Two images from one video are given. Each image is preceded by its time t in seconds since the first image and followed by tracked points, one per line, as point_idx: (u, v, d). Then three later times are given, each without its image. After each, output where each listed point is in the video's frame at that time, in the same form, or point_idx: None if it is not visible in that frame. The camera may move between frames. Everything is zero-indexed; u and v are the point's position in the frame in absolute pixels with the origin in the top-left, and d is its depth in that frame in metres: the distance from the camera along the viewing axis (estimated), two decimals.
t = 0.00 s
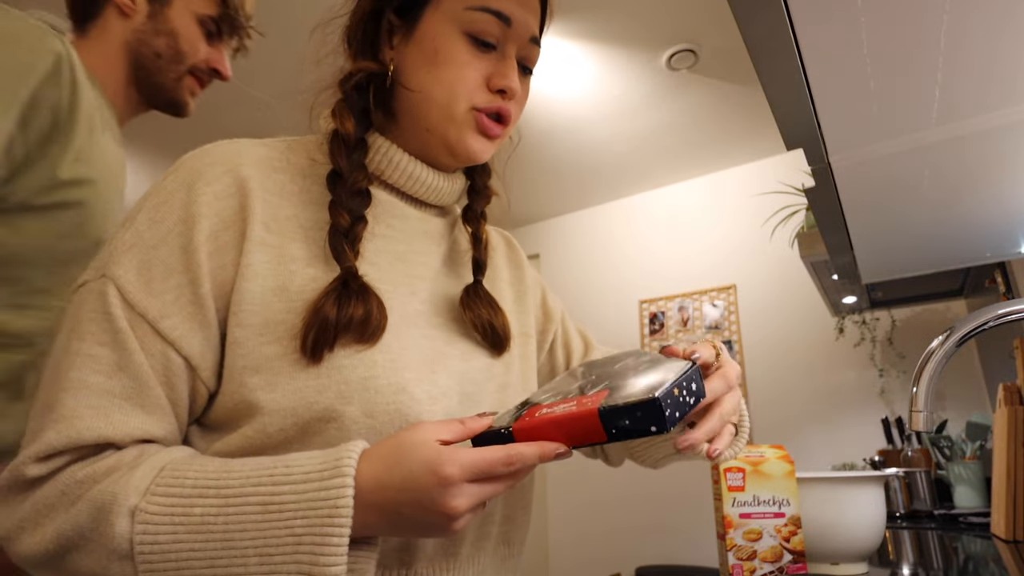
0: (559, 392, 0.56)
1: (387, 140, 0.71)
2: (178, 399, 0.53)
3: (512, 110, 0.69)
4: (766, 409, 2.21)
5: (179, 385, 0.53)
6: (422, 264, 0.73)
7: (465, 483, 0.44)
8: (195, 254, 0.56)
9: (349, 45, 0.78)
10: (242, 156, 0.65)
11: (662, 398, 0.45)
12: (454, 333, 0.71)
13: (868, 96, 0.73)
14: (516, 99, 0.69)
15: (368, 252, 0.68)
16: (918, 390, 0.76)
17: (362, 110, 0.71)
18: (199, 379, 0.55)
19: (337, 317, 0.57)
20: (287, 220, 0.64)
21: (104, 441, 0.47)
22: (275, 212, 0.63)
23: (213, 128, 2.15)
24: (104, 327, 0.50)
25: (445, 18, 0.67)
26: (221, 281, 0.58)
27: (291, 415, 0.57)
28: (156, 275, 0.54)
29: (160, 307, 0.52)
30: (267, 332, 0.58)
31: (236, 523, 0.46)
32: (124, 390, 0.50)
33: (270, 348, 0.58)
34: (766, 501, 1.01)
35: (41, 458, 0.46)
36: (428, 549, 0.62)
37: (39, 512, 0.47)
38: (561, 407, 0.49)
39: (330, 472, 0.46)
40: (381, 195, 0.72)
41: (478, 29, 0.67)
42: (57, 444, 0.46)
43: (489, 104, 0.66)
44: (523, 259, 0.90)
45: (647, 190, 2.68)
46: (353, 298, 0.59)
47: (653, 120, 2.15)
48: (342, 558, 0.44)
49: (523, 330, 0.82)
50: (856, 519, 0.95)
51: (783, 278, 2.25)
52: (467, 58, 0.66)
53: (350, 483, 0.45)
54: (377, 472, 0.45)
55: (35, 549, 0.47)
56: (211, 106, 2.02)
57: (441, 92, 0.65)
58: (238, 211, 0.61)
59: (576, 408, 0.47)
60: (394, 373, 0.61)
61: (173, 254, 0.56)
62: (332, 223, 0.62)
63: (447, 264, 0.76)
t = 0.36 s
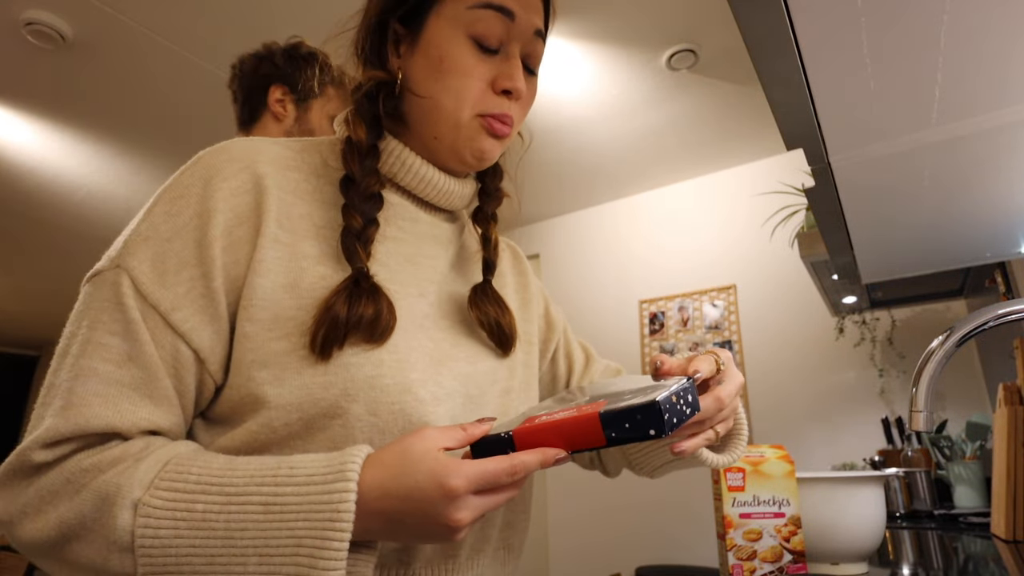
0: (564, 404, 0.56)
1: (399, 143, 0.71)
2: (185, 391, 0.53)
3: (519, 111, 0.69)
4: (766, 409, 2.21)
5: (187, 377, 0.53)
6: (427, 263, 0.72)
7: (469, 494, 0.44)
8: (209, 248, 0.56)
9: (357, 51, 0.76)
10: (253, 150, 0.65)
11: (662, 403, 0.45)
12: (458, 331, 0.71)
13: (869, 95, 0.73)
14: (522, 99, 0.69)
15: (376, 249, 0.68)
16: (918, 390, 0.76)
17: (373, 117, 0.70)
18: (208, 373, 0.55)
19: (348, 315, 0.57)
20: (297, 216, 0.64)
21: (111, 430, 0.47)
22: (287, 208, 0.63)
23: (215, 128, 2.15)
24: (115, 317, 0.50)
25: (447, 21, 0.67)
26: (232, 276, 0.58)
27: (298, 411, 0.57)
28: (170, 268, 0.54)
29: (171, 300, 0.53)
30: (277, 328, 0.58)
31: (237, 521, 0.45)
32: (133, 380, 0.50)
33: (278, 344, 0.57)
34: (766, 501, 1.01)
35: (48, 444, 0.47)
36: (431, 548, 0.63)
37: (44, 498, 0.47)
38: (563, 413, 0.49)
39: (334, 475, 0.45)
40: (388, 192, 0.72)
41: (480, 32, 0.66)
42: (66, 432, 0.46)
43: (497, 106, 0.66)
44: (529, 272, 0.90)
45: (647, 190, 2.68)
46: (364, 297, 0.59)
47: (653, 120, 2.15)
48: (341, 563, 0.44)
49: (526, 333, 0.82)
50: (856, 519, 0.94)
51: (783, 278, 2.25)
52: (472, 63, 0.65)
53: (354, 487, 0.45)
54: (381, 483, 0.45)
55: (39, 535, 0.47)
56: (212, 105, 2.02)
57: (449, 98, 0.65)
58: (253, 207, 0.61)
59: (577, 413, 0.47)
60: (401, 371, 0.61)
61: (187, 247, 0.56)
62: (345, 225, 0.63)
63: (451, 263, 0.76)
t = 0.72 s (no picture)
0: (555, 397, 0.56)
1: (397, 143, 0.71)
2: (183, 392, 0.53)
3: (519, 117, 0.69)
4: (766, 409, 2.21)
5: (184, 379, 0.53)
6: (422, 266, 0.72)
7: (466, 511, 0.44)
8: (205, 250, 0.56)
9: (358, 45, 0.76)
10: (249, 153, 0.65)
11: (659, 420, 0.45)
12: (455, 335, 0.71)
13: (868, 96, 0.73)
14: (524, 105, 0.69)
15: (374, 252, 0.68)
16: (919, 389, 0.76)
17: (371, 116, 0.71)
18: (205, 375, 0.55)
19: (350, 323, 0.57)
20: (294, 219, 0.64)
21: (110, 432, 0.47)
22: (283, 211, 0.63)
23: (215, 128, 2.15)
24: (113, 319, 0.50)
25: (452, 22, 0.67)
26: (228, 279, 0.58)
27: (292, 416, 0.57)
28: (167, 270, 0.54)
29: (167, 302, 0.52)
30: (272, 332, 0.58)
31: (232, 534, 0.46)
32: (131, 383, 0.50)
33: (274, 347, 0.57)
34: (767, 501, 1.01)
35: (47, 446, 0.46)
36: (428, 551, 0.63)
37: (42, 502, 0.47)
38: (555, 416, 0.50)
39: (330, 492, 0.45)
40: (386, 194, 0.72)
41: (485, 35, 0.66)
42: (64, 434, 0.46)
43: (496, 111, 0.66)
44: (531, 270, 0.90)
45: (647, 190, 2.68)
46: (367, 304, 0.59)
47: (653, 120, 2.14)
48: None
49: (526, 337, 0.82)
50: (856, 520, 0.94)
51: (783, 278, 2.25)
52: (474, 65, 0.65)
53: (349, 505, 0.45)
54: (373, 499, 0.45)
55: (36, 537, 0.47)
56: (211, 105, 2.02)
57: (448, 100, 0.65)
58: (248, 210, 0.61)
59: (572, 421, 0.47)
60: (397, 374, 0.61)
61: (184, 249, 0.56)
62: (345, 228, 0.63)
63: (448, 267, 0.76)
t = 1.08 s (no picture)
0: (528, 374, 0.59)
1: (403, 149, 0.71)
2: (179, 389, 0.53)
3: (525, 124, 0.69)
4: (766, 409, 2.20)
5: (179, 375, 0.53)
6: (419, 265, 0.72)
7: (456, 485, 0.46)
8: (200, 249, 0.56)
9: (366, 47, 0.76)
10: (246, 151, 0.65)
11: (640, 379, 0.50)
12: (453, 333, 0.71)
13: (869, 96, 0.73)
14: (529, 112, 0.69)
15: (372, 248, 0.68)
16: (919, 389, 0.75)
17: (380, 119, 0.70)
18: (199, 373, 0.55)
19: (361, 330, 0.57)
20: (290, 217, 0.63)
21: (102, 427, 0.48)
22: (280, 209, 0.63)
23: (215, 128, 2.15)
24: (108, 316, 0.51)
25: (461, 28, 0.67)
26: (225, 277, 0.57)
27: (288, 413, 0.56)
28: (162, 267, 0.54)
29: (162, 299, 0.53)
30: (269, 330, 0.57)
31: (218, 525, 0.46)
32: (125, 379, 0.50)
33: (272, 345, 0.57)
34: (767, 501, 0.99)
35: (40, 442, 0.47)
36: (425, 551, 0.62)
37: (33, 493, 0.48)
38: (537, 389, 0.53)
39: (315, 483, 0.45)
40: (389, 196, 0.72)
41: (494, 42, 0.66)
42: (56, 429, 0.46)
43: (503, 118, 0.66)
44: (529, 267, 0.90)
45: (647, 190, 2.68)
46: (376, 311, 0.59)
47: (653, 120, 2.15)
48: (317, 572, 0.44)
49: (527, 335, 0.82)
50: (857, 519, 0.95)
51: (783, 278, 2.25)
52: (484, 71, 0.65)
53: (332, 494, 0.45)
54: (360, 490, 0.45)
55: (29, 529, 0.48)
56: (210, 105, 2.02)
57: (457, 104, 0.65)
58: (245, 208, 0.61)
59: (556, 391, 0.51)
60: (395, 372, 0.61)
61: (179, 248, 0.56)
62: (352, 235, 0.62)
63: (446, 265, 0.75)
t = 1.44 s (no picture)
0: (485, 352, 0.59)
1: (389, 148, 0.70)
2: (163, 387, 0.53)
3: (504, 129, 0.69)
4: (767, 409, 2.21)
5: (164, 374, 0.53)
6: (427, 253, 0.71)
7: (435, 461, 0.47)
8: (188, 250, 0.55)
9: (352, 48, 0.75)
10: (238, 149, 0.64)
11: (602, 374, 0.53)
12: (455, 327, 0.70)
13: (868, 96, 0.73)
14: (509, 117, 0.69)
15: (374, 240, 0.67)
16: (919, 389, 0.75)
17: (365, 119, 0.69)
18: (184, 373, 0.54)
19: (357, 320, 0.56)
20: (286, 213, 0.62)
21: (85, 424, 0.48)
22: (276, 205, 0.62)
23: (215, 128, 2.15)
24: (90, 315, 0.51)
25: (446, 32, 0.67)
26: (217, 275, 0.57)
27: (293, 402, 0.56)
28: (147, 267, 0.54)
29: (146, 299, 0.52)
30: (271, 323, 0.57)
31: (196, 513, 0.45)
32: (107, 376, 0.50)
33: (273, 337, 0.56)
34: (766, 501, 0.96)
35: (24, 437, 0.48)
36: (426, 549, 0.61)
37: (21, 484, 0.49)
38: (502, 372, 0.53)
39: (289, 469, 0.45)
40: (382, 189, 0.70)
41: (476, 47, 0.67)
42: (41, 424, 0.47)
43: (482, 122, 0.67)
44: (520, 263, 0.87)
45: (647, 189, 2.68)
46: (372, 299, 0.58)
47: (653, 120, 2.15)
48: (294, 557, 0.44)
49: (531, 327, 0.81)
50: (857, 519, 0.94)
51: (783, 278, 2.25)
52: (465, 76, 0.66)
53: (308, 476, 0.45)
54: (337, 476, 0.45)
55: (18, 520, 0.49)
56: (209, 104, 2.02)
57: (437, 108, 0.65)
58: (234, 206, 0.60)
59: (524, 376, 0.52)
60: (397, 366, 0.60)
61: (165, 248, 0.55)
62: (342, 228, 0.60)
63: (451, 254, 0.74)
